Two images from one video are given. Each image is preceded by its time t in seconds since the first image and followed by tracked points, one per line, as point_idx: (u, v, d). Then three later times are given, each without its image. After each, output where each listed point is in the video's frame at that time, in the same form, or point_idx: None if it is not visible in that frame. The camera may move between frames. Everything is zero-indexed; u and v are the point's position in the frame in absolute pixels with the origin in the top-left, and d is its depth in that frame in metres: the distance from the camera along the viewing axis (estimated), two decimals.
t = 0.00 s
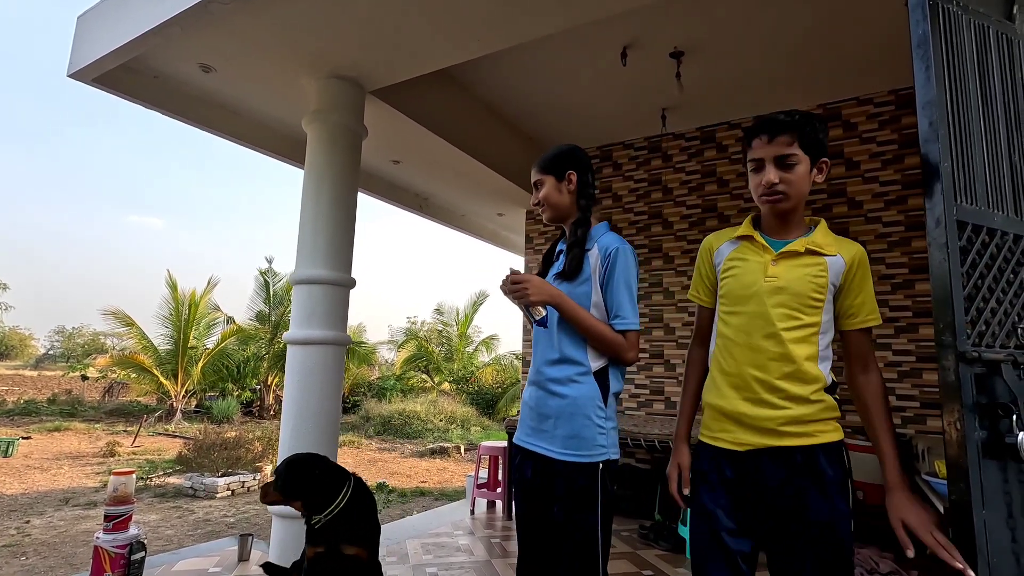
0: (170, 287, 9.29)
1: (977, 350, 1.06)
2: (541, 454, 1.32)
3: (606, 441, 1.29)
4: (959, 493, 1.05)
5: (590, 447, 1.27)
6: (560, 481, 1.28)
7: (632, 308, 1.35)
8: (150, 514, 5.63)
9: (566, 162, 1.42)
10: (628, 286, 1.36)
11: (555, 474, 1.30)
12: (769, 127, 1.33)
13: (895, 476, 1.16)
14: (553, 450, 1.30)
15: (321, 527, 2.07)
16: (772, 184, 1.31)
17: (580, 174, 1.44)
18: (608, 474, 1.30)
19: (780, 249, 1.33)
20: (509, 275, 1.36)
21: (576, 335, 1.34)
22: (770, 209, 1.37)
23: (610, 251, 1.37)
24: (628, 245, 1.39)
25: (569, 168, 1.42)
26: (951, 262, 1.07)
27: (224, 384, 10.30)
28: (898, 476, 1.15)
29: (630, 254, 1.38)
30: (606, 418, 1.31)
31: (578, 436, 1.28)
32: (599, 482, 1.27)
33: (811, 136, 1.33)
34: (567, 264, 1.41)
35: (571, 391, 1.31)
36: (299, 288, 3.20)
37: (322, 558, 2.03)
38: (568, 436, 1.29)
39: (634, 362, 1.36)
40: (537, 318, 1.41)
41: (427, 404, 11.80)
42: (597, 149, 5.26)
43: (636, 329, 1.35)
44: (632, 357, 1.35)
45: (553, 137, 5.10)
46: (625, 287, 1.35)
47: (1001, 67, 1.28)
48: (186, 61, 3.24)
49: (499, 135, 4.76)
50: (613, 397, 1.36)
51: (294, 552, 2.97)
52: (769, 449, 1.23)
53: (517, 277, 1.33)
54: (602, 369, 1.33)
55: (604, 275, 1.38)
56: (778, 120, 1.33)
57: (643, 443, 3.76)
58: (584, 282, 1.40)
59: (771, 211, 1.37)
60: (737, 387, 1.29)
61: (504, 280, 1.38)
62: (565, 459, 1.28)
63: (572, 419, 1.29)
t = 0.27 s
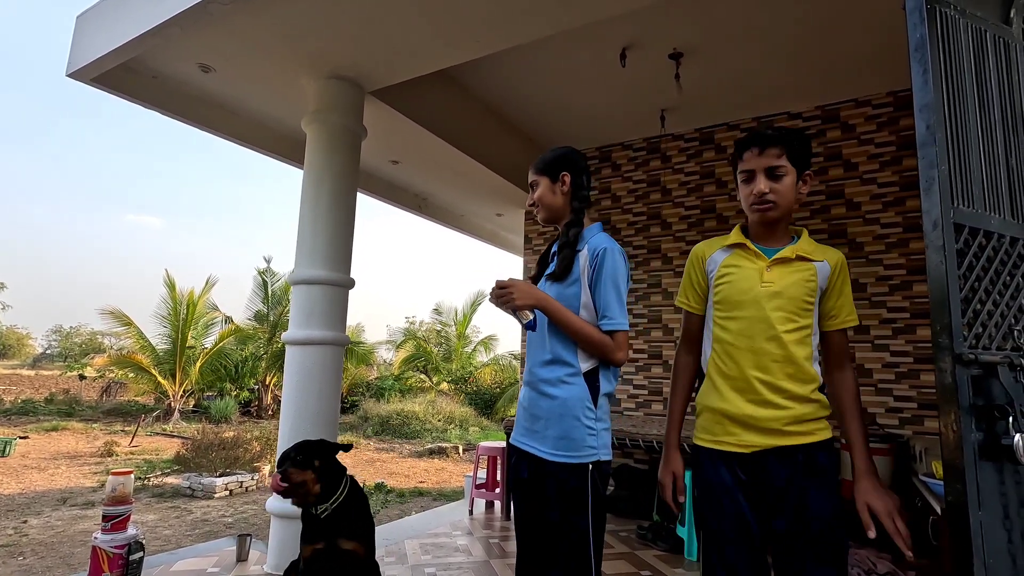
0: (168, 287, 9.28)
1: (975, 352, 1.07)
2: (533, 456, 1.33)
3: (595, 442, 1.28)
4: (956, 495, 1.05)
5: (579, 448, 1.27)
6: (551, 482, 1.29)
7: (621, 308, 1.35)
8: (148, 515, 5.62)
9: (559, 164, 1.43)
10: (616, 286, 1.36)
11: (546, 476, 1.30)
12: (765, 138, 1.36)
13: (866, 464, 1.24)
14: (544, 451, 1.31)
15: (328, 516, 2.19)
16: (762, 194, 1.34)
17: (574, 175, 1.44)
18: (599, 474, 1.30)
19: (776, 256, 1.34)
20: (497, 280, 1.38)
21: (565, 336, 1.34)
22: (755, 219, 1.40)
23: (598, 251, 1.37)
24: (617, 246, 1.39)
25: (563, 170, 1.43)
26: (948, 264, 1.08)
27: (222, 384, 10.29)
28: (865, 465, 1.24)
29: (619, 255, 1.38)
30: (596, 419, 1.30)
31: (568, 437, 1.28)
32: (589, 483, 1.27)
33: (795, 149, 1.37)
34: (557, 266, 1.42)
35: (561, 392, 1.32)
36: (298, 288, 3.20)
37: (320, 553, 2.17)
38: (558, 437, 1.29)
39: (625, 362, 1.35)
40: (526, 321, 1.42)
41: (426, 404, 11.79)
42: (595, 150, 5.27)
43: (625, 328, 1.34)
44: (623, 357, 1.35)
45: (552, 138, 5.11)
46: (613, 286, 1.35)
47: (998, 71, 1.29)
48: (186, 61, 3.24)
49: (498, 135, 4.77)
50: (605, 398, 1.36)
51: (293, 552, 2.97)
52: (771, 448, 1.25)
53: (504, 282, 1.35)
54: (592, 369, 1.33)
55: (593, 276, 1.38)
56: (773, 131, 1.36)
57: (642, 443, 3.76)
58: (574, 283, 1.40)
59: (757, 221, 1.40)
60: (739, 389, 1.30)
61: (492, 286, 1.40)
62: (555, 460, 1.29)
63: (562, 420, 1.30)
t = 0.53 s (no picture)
0: (166, 286, 9.26)
1: (973, 352, 1.07)
2: (525, 456, 1.34)
3: (585, 442, 1.28)
4: (955, 494, 1.05)
5: (568, 449, 1.27)
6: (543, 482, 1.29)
7: (609, 305, 1.33)
8: (145, 515, 5.61)
9: (539, 169, 1.49)
10: (604, 283, 1.33)
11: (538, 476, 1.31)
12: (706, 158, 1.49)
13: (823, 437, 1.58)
14: (536, 451, 1.32)
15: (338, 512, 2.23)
16: (725, 210, 1.46)
17: (553, 176, 1.47)
18: (591, 474, 1.30)
19: (746, 264, 1.46)
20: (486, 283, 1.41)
21: (554, 336, 1.34)
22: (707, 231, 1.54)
23: (584, 250, 1.36)
24: (604, 243, 1.37)
25: (542, 174, 1.48)
26: (948, 264, 1.08)
27: (219, 384, 10.27)
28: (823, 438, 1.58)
29: (606, 252, 1.36)
30: (586, 419, 1.30)
31: (557, 437, 1.29)
32: (580, 484, 1.27)
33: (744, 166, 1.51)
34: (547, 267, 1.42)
35: (551, 393, 1.32)
36: (296, 288, 3.19)
37: (317, 552, 2.16)
38: (548, 437, 1.30)
39: (615, 361, 1.33)
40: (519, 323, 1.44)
41: (424, 404, 11.78)
42: (594, 150, 5.27)
43: (614, 326, 1.32)
44: (612, 356, 1.32)
45: (551, 138, 5.10)
46: (598, 284, 1.33)
47: (997, 72, 1.29)
48: (184, 60, 3.23)
49: (497, 135, 4.77)
50: (597, 397, 1.35)
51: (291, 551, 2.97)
52: (771, 442, 1.35)
53: (492, 285, 1.37)
54: (582, 368, 1.32)
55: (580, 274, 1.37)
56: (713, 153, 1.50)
57: (640, 443, 3.76)
58: (563, 283, 1.40)
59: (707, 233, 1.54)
60: (737, 391, 1.37)
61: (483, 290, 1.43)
62: (546, 460, 1.29)
63: (551, 420, 1.30)
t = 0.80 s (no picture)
0: (162, 286, 9.23)
1: (971, 354, 1.07)
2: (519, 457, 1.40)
3: (555, 443, 1.29)
4: (952, 496, 1.05)
5: (538, 449, 1.30)
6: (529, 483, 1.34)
7: (563, 299, 1.28)
8: (141, 515, 5.59)
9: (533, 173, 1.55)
10: (556, 278, 1.30)
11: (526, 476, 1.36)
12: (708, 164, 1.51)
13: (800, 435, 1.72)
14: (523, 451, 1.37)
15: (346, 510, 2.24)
16: (728, 213, 1.49)
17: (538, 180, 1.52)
18: (567, 475, 1.29)
19: (723, 267, 1.53)
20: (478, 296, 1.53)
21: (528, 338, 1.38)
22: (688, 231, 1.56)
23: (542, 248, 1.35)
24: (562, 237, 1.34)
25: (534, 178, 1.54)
26: (945, 266, 1.08)
27: (216, 383, 10.24)
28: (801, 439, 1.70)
29: (560, 246, 1.33)
30: (556, 419, 1.30)
31: (532, 438, 1.32)
32: (552, 485, 1.27)
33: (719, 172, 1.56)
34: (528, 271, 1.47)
35: (528, 394, 1.36)
36: (293, 288, 3.18)
37: (320, 551, 2.17)
38: (527, 438, 1.34)
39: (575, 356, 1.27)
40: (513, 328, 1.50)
41: (422, 404, 11.77)
42: (592, 150, 5.27)
43: (567, 320, 1.26)
44: (568, 351, 1.26)
45: (549, 137, 5.10)
46: (548, 282, 1.30)
47: (995, 73, 1.29)
48: (181, 58, 3.22)
49: (495, 135, 4.77)
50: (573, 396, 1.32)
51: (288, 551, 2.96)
52: (768, 433, 1.42)
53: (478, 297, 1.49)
54: (551, 368, 1.32)
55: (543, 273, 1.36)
56: (710, 161, 1.53)
57: (637, 444, 3.76)
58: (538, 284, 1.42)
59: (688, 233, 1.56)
60: (734, 387, 1.43)
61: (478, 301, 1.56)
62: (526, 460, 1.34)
63: (528, 421, 1.34)
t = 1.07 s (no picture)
0: (159, 285, 9.20)
1: (964, 358, 1.07)
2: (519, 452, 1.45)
3: (518, 443, 1.31)
4: (946, 500, 1.05)
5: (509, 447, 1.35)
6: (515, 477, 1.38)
7: (516, 302, 1.28)
8: (136, 515, 5.58)
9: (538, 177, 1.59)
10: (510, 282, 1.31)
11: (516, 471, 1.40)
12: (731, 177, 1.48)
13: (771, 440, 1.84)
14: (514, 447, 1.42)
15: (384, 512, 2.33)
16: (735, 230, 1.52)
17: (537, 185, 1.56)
18: (530, 476, 1.29)
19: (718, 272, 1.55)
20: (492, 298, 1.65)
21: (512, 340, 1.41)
22: (691, 235, 1.56)
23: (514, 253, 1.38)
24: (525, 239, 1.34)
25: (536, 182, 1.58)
26: (939, 269, 1.08)
27: (213, 383, 10.23)
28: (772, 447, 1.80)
29: (520, 248, 1.33)
30: (522, 419, 1.32)
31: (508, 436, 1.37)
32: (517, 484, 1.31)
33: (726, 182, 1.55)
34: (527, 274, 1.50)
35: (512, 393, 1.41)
36: (289, 289, 3.17)
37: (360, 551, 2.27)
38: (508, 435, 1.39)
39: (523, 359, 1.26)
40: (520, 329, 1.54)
41: (419, 404, 11.76)
42: (589, 150, 5.27)
43: (518, 324, 1.27)
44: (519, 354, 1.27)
45: (546, 138, 5.10)
46: (504, 285, 1.31)
47: (989, 76, 1.30)
48: (176, 58, 3.20)
49: (492, 135, 4.76)
50: (540, 399, 1.32)
51: (284, 553, 2.95)
52: (763, 432, 1.45)
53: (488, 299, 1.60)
54: (520, 371, 1.34)
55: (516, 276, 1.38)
56: (731, 170, 1.50)
57: (634, 445, 3.76)
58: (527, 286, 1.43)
59: (690, 237, 1.56)
60: (736, 388, 1.44)
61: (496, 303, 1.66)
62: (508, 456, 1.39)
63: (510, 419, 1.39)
